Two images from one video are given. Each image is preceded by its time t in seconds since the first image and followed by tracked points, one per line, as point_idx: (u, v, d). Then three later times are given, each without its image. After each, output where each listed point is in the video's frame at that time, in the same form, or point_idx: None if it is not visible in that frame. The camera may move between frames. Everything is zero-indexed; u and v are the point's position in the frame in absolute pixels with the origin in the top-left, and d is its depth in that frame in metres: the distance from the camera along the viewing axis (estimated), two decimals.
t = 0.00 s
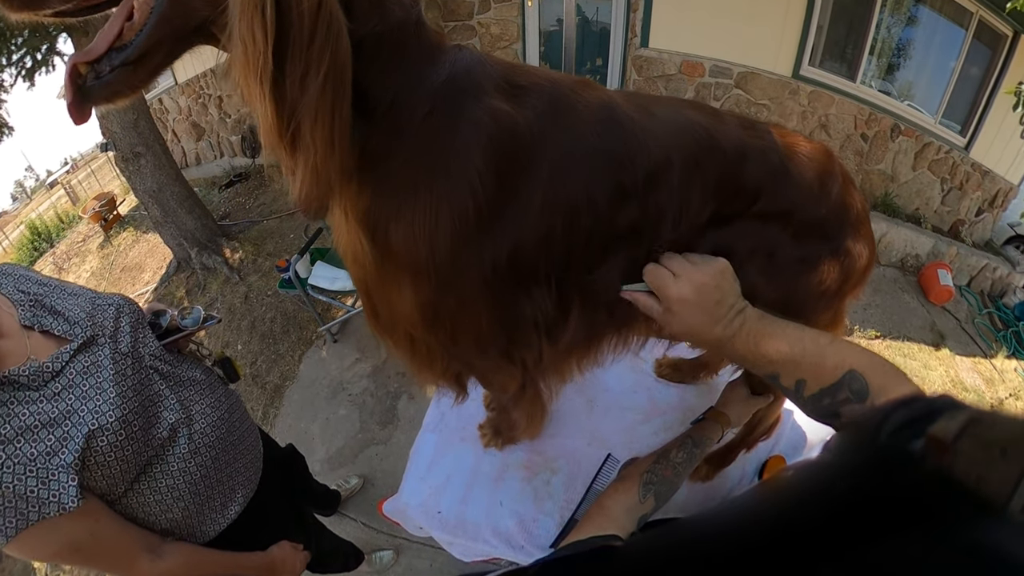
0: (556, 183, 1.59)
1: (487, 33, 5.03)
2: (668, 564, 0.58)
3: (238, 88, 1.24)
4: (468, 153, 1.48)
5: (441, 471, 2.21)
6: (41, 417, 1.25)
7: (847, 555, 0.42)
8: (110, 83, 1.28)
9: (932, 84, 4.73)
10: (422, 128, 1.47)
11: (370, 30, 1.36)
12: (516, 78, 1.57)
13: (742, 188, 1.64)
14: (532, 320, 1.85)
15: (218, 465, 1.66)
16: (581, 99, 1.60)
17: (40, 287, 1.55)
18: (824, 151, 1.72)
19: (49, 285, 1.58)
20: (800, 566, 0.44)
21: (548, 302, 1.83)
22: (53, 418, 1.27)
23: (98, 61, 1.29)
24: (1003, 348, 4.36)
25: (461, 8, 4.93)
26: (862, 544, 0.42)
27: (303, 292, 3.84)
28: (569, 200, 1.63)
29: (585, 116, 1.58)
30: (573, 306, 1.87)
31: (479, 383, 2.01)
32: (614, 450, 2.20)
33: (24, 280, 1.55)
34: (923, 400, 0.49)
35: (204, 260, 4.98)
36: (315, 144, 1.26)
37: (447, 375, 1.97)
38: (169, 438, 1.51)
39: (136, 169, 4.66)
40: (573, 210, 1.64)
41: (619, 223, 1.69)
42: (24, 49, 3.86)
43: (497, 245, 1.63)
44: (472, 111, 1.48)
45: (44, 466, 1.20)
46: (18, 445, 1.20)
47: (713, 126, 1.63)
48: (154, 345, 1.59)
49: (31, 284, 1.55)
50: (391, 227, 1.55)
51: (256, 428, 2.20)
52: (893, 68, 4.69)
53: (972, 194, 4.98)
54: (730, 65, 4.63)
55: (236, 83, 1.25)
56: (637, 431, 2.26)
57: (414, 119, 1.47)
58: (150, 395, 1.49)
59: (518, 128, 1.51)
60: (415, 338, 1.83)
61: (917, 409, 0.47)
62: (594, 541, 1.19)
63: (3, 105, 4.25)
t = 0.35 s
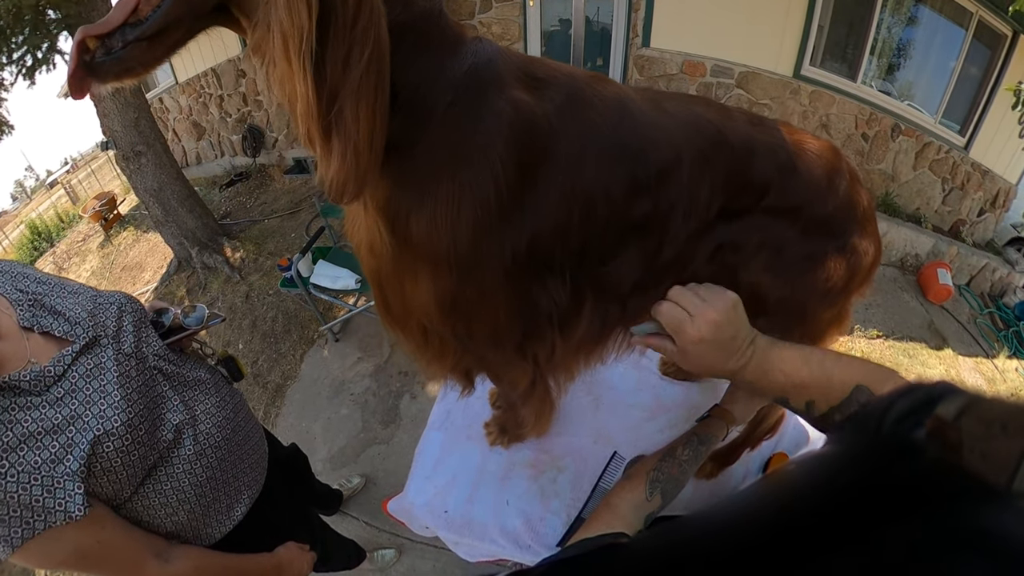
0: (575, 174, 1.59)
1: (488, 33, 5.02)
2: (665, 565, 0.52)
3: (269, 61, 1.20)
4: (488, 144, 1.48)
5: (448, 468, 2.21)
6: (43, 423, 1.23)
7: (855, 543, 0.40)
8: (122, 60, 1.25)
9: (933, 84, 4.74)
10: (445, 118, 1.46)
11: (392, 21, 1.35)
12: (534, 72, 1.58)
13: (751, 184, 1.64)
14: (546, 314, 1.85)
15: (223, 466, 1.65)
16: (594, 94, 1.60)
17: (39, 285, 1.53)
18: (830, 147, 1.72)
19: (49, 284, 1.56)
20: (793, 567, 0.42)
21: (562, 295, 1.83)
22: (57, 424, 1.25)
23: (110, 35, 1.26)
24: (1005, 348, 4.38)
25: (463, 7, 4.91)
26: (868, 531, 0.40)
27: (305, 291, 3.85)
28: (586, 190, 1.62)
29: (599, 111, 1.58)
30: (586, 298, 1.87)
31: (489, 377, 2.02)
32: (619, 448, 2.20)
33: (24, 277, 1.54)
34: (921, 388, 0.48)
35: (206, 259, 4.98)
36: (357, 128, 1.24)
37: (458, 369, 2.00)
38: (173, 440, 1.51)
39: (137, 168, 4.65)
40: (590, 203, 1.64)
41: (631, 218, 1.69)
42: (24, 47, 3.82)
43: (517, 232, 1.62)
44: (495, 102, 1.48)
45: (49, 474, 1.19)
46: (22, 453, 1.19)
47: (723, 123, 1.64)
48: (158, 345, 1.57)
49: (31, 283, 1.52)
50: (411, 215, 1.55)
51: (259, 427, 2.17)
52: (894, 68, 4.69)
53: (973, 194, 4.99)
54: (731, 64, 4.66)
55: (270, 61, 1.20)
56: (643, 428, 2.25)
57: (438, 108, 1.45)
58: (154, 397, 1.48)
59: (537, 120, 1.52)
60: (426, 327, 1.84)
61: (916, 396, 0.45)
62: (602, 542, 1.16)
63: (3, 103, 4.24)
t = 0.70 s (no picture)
0: (580, 175, 1.60)
1: (489, 33, 5.05)
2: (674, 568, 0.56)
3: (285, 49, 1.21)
4: (498, 143, 1.49)
5: (451, 467, 2.21)
6: (48, 422, 1.24)
7: (853, 543, 0.42)
8: (140, 50, 1.28)
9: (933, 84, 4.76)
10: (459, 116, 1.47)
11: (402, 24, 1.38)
12: (542, 74, 1.59)
13: (750, 185, 1.64)
14: (549, 312, 1.86)
15: (227, 466, 1.65)
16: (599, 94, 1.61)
17: (44, 284, 1.54)
18: (827, 149, 1.72)
19: (54, 283, 1.56)
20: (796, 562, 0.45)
21: (563, 294, 1.84)
22: (62, 422, 1.25)
23: (128, 26, 1.29)
24: (1005, 348, 4.37)
25: (464, 8, 4.95)
26: (862, 533, 0.42)
27: (307, 291, 3.85)
28: (591, 190, 1.63)
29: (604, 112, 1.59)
30: (585, 296, 1.87)
31: (492, 375, 2.02)
32: (622, 445, 2.20)
33: (27, 276, 1.54)
34: (923, 389, 0.50)
35: (206, 258, 4.98)
36: (386, 117, 1.24)
37: (462, 367, 1.99)
38: (177, 439, 1.51)
39: (138, 168, 4.66)
40: (593, 204, 1.65)
41: (632, 218, 1.70)
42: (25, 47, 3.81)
43: (521, 235, 1.65)
44: (504, 105, 1.49)
45: (55, 472, 1.19)
46: (26, 451, 1.19)
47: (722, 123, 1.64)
48: (162, 344, 1.57)
49: (35, 282, 1.53)
50: (418, 211, 1.56)
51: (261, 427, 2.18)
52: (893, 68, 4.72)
53: (973, 194, 5.00)
54: (732, 65, 4.67)
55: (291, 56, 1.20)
56: (644, 426, 2.25)
57: (451, 107, 1.46)
58: (159, 397, 1.48)
59: (546, 122, 1.54)
60: (430, 324, 1.84)
61: (918, 400, 0.48)
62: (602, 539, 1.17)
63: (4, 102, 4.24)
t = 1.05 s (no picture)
0: (587, 171, 1.60)
1: (489, 33, 5.07)
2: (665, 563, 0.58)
3: (298, 45, 1.19)
4: (509, 139, 1.49)
5: (455, 467, 2.21)
6: (51, 420, 1.23)
7: (853, 536, 0.41)
8: (139, 40, 1.28)
9: (934, 84, 4.76)
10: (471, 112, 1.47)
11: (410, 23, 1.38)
12: (549, 72, 1.59)
13: (752, 183, 1.64)
14: (557, 309, 1.86)
15: (229, 466, 1.65)
16: (605, 94, 1.61)
17: (47, 283, 1.53)
18: (832, 149, 1.72)
19: (57, 282, 1.56)
20: (781, 566, 0.44)
21: (574, 290, 1.83)
22: (65, 421, 1.25)
23: (130, 16, 1.29)
24: (1006, 348, 4.36)
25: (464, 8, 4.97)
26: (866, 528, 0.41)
27: (308, 291, 3.85)
28: (596, 187, 1.62)
29: (610, 110, 1.59)
30: (594, 292, 1.87)
31: (500, 376, 2.01)
32: (624, 445, 2.20)
33: (31, 276, 1.54)
34: (925, 386, 0.47)
35: (207, 259, 4.98)
36: (399, 111, 1.23)
37: (470, 366, 1.98)
38: (180, 438, 1.50)
39: (138, 168, 4.66)
40: (602, 200, 1.65)
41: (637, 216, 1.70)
42: (26, 47, 3.80)
43: (533, 228, 1.64)
44: (515, 102, 1.49)
45: (57, 470, 1.19)
46: (28, 449, 1.19)
47: (725, 123, 1.64)
48: (165, 344, 1.57)
49: (38, 281, 1.53)
50: (432, 208, 1.56)
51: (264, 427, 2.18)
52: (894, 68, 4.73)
53: (973, 194, 5.01)
54: (732, 65, 4.68)
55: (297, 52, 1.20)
56: (646, 426, 2.27)
57: (462, 104, 1.46)
58: (162, 396, 1.48)
59: (556, 119, 1.53)
60: (441, 323, 1.83)
61: (919, 396, 0.46)
62: (604, 539, 1.17)
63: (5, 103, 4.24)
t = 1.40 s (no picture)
0: (589, 171, 1.59)
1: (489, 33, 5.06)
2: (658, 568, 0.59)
3: (306, 44, 1.16)
4: (514, 139, 1.48)
5: (455, 469, 2.21)
6: (49, 423, 1.23)
7: (854, 550, 0.41)
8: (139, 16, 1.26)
9: (934, 84, 4.76)
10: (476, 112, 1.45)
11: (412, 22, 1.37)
12: (551, 72, 1.58)
13: (754, 185, 1.64)
14: (561, 309, 1.86)
15: (228, 469, 1.65)
16: (608, 95, 1.60)
17: (45, 285, 1.52)
18: (836, 151, 1.72)
19: (55, 285, 1.55)
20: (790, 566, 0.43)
21: (576, 290, 1.83)
22: (63, 424, 1.25)
23: None
24: (1006, 348, 4.35)
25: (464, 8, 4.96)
26: (867, 541, 0.40)
27: (308, 292, 3.84)
28: (598, 189, 1.62)
29: (612, 111, 1.58)
30: (597, 292, 1.87)
31: (500, 377, 2.00)
32: (625, 448, 2.20)
33: (31, 279, 1.53)
34: (925, 397, 0.49)
35: (206, 259, 4.97)
36: (428, 109, 1.22)
37: (471, 368, 1.96)
38: (179, 441, 1.50)
39: (138, 168, 4.66)
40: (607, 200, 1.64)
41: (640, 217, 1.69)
42: (24, 48, 3.82)
43: (535, 228, 1.64)
44: (518, 102, 1.48)
45: (55, 473, 1.19)
46: (28, 451, 1.19)
47: (727, 125, 1.64)
48: (164, 347, 1.57)
49: (36, 283, 1.52)
50: (435, 207, 1.53)
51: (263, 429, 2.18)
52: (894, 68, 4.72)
53: (973, 194, 5.00)
54: (733, 65, 4.67)
55: (306, 50, 1.17)
56: (646, 428, 2.26)
57: (468, 104, 1.44)
58: (160, 399, 1.48)
59: (558, 120, 1.52)
60: (442, 323, 1.81)
61: (922, 404, 0.47)
62: (601, 542, 1.18)
63: (4, 104, 4.24)
